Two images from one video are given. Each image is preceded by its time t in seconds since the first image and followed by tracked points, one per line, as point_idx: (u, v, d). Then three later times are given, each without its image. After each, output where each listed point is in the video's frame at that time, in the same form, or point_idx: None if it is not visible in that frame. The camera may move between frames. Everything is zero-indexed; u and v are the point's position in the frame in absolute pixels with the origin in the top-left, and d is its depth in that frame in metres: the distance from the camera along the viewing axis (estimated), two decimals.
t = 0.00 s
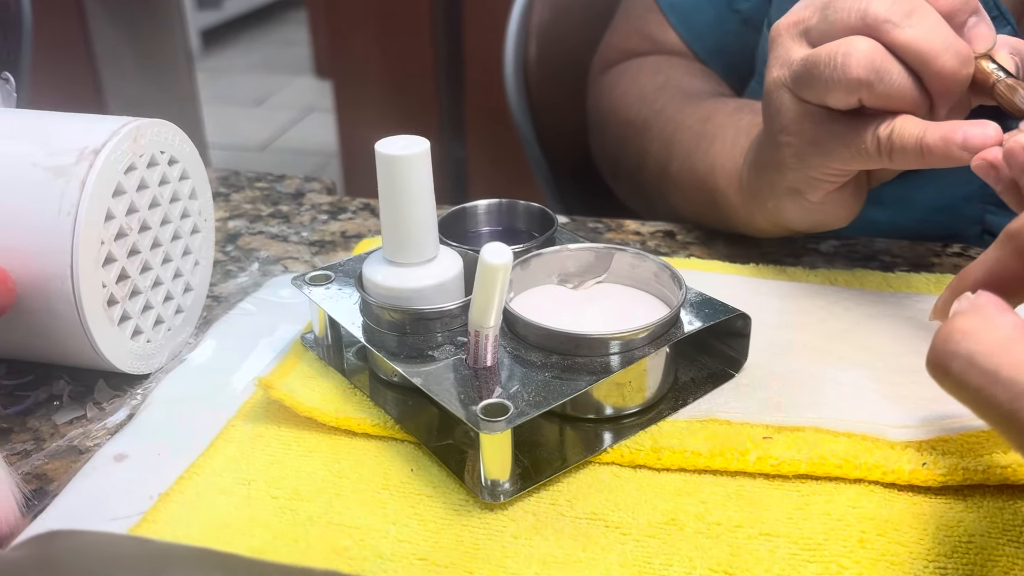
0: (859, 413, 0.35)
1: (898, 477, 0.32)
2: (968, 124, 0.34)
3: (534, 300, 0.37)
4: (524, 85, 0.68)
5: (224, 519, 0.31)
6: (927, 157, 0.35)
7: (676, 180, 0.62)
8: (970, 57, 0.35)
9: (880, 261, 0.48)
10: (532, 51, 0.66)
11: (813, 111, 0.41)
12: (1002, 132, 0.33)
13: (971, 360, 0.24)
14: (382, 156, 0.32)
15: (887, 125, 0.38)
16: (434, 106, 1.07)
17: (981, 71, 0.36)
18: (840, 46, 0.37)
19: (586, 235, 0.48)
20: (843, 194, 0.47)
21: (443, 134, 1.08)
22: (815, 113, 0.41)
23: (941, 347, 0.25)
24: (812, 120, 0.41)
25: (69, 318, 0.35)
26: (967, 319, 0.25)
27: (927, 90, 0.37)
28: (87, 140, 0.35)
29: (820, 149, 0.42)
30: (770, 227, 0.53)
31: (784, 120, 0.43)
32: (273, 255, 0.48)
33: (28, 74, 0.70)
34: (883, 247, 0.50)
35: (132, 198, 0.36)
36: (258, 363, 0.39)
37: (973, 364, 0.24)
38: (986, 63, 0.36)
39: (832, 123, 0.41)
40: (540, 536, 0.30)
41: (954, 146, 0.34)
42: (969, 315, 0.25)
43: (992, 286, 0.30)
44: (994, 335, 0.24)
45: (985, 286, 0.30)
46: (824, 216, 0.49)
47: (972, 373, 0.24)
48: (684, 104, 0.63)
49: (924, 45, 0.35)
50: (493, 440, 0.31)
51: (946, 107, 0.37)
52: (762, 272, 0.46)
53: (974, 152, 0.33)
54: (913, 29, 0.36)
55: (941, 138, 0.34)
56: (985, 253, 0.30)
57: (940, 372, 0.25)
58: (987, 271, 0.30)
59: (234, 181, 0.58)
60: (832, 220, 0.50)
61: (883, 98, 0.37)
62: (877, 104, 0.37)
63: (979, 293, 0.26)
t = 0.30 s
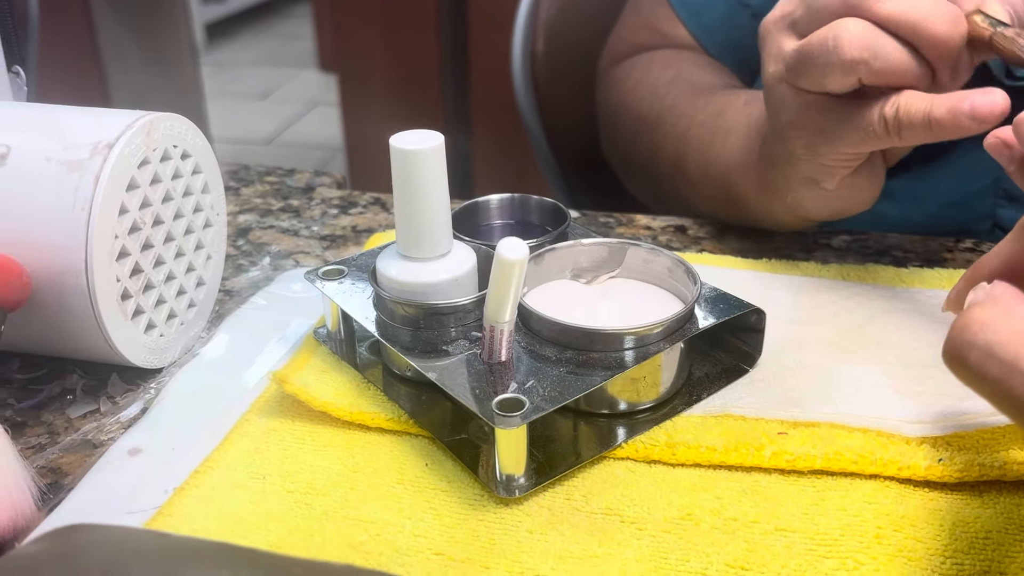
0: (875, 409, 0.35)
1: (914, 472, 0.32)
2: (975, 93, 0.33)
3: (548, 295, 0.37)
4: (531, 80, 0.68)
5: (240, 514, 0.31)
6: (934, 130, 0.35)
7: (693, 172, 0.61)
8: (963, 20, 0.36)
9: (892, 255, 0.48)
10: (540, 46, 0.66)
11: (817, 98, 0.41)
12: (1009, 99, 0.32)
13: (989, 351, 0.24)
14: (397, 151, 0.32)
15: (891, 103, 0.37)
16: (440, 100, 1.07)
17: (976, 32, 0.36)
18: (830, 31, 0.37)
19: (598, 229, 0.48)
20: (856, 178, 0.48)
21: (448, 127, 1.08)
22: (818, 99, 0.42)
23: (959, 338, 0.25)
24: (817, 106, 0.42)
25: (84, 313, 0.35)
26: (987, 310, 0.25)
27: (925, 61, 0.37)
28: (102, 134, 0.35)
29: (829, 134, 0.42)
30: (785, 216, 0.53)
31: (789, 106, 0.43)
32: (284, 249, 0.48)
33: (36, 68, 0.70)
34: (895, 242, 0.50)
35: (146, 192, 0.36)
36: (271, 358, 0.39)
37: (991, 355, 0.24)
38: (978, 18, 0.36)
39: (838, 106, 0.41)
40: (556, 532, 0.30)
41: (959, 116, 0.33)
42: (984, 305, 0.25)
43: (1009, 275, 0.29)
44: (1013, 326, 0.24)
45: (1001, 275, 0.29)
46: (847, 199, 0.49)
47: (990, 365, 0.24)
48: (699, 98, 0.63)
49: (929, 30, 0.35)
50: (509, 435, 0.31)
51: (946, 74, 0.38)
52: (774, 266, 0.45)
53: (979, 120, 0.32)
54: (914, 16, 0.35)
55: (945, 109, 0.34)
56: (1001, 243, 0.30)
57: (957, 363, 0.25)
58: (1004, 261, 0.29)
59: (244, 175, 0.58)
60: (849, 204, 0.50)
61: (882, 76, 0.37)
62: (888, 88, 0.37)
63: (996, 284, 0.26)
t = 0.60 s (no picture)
0: (873, 402, 0.35)
1: (911, 464, 0.32)
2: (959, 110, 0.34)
3: (547, 289, 0.37)
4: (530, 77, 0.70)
5: (241, 506, 0.31)
6: (925, 145, 0.35)
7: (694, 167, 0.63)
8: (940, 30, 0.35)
9: (889, 250, 0.48)
10: (538, 41, 0.68)
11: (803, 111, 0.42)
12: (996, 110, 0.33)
13: (984, 341, 0.24)
14: (397, 146, 0.32)
15: (880, 118, 0.38)
16: (438, 96, 1.07)
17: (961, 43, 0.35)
18: (816, 53, 0.37)
19: (597, 224, 0.48)
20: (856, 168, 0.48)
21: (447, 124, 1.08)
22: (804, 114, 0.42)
23: (956, 328, 0.25)
24: (805, 119, 0.43)
25: (84, 307, 0.35)
26: (981, 301, 0.26)
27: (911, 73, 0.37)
28: (102, 128, 0.35)
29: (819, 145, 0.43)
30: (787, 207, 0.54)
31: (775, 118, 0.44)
32: (284, 244, 0.48)
33: (34, 67, 0.70)
34: (892, 236, 0.50)
35: (146, 186, 0.36)
36: (271, 352, 0.40)
37: (986, 345, 0.24)
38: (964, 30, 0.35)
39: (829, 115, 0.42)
40: (556, 523, 0.31)
41: (949, 131, 0.34)
42: (980, 297, 0.26)
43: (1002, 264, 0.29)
44: (1008, 316, 0.25)
45: (994, 263, 0.29)
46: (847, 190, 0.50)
47: (985, 354, 0.24)
48: (694, 89, 0.62)
49: (925, 42, 0.35)
50: (509, 428, 0.31)
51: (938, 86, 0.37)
52: (772, 261, 0.46)
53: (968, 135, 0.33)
54: (912, 21, 0.35)
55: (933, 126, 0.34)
56: (995, 231, 0.30)
57: (954, 353, 0.25)
58: (998, 248, 0.29)
59: (244, 171, 0.58)
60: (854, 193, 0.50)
61: (874, 97, 0.37)
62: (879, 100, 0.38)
63: (993, 277, 0.27)
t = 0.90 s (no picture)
0: (838, 381, 0.36)
1: (873, 440, 0.33)
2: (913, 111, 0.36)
3: (523, 273, 0.38)
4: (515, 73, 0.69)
5: (222, 483, 0.32)
6: (887, 136, 0.37)
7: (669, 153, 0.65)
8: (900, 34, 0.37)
9: (862, 237, 0.49)
10: (524, 37, 0.67)
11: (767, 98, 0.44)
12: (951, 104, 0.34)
13: (934, 316, 0.25)
14: (375, 132, 0.33)
15: (846, 109, 0.39)
16: (426, 93, 1.08)
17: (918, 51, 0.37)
18: (791, 43, 0.38)
19: (576, 213, 0.49)
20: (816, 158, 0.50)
21: (435, 121, 1.09)
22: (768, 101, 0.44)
23: (907, 306, 0.26)
24: (773, 105, 0.44)
25: (69, 292, 0.36)
26: (930, 279, 0.27)
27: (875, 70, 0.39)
28: (86, 117, 0.36)
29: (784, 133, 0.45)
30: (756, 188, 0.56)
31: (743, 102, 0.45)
32: (267, 234, 0.49)
33: (22, 64, 0.71)
34: (865, 225, 0.51)
35: (130, 174, 0.37)
36: (254, 336, 0.40)
37: (935, 320, 0.25)
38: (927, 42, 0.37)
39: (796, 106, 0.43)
40: (528, 498, 0.31)
41: (910, 124, 0.35)
42: (932, 274, 0.27)
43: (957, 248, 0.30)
44: (958, 295, 0.25)
45: (949, 246, 0.30)
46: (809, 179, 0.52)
47: (934, 328, 0.25)
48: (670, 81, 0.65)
49: (894, 47, 0.37)
50: (483, 405, 0.32)
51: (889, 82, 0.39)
52: (746, 248, 0.47)
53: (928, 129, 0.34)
54: (884, 23, 0.37)
55: (895, 118, 0.36)
56: (950, 215, 0.31)
57: (906, 330, 0.26)
58: (953, 231, 0.30)
59: (229, 163, 0.58)
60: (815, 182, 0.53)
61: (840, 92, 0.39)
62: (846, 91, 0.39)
63: (946, 257, 0.28)
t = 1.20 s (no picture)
0: (794, 361, 0.38)
1: (828, 416, 0.34)
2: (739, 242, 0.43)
3: (490, 258, 0.39)
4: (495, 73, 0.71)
5: (193, 461, 0.33)
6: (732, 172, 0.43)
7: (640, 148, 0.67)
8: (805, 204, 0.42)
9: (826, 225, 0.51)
10: (503, 32, 0.68)
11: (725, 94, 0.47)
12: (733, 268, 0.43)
13: (878, 310, 0.25)
14: (342, 120, 0.34)
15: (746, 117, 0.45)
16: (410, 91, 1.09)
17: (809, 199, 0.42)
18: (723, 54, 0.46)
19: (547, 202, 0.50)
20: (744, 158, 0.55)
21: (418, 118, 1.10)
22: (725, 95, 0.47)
23: (852, 301, 0.26)
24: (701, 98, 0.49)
25: (45, 279, 0.36)
26: (877, 275, 0.26)
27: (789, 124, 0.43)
28: (60, 107, 0.36)
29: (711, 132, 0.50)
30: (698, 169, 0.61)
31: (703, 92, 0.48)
32: (244, 224, 0.50)
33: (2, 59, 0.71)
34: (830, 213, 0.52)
35: (105, 163, 0.38)
36: (228, 321, 0.41)
37: (880, 313, 0.25)
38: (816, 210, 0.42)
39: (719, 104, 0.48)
40: (492, 473, 0.32)
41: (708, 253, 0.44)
42: (878, 270, 0.26)
43: (902, 246, 0.30)
44: (901, 288, 0.25)
45: (895, 243, 0.30)
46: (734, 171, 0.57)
47: (879, 322, 0.25)
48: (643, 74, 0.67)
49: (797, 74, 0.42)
50: (449, 383, 0.33)
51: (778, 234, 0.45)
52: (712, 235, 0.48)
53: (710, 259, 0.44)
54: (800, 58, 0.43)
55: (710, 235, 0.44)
56: (897, 213, 0.31)
57: (853, 325, 0.26)
58: (898, 229, 0.30)
59: (207, 156, 0.59)
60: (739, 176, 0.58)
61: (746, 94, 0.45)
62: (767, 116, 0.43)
63: (892, 253, 0.27)
